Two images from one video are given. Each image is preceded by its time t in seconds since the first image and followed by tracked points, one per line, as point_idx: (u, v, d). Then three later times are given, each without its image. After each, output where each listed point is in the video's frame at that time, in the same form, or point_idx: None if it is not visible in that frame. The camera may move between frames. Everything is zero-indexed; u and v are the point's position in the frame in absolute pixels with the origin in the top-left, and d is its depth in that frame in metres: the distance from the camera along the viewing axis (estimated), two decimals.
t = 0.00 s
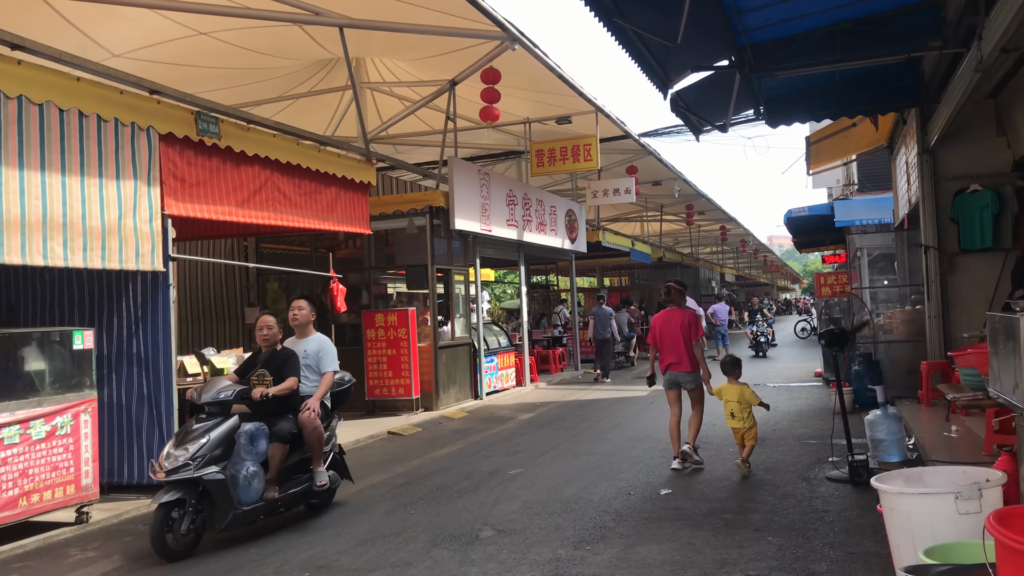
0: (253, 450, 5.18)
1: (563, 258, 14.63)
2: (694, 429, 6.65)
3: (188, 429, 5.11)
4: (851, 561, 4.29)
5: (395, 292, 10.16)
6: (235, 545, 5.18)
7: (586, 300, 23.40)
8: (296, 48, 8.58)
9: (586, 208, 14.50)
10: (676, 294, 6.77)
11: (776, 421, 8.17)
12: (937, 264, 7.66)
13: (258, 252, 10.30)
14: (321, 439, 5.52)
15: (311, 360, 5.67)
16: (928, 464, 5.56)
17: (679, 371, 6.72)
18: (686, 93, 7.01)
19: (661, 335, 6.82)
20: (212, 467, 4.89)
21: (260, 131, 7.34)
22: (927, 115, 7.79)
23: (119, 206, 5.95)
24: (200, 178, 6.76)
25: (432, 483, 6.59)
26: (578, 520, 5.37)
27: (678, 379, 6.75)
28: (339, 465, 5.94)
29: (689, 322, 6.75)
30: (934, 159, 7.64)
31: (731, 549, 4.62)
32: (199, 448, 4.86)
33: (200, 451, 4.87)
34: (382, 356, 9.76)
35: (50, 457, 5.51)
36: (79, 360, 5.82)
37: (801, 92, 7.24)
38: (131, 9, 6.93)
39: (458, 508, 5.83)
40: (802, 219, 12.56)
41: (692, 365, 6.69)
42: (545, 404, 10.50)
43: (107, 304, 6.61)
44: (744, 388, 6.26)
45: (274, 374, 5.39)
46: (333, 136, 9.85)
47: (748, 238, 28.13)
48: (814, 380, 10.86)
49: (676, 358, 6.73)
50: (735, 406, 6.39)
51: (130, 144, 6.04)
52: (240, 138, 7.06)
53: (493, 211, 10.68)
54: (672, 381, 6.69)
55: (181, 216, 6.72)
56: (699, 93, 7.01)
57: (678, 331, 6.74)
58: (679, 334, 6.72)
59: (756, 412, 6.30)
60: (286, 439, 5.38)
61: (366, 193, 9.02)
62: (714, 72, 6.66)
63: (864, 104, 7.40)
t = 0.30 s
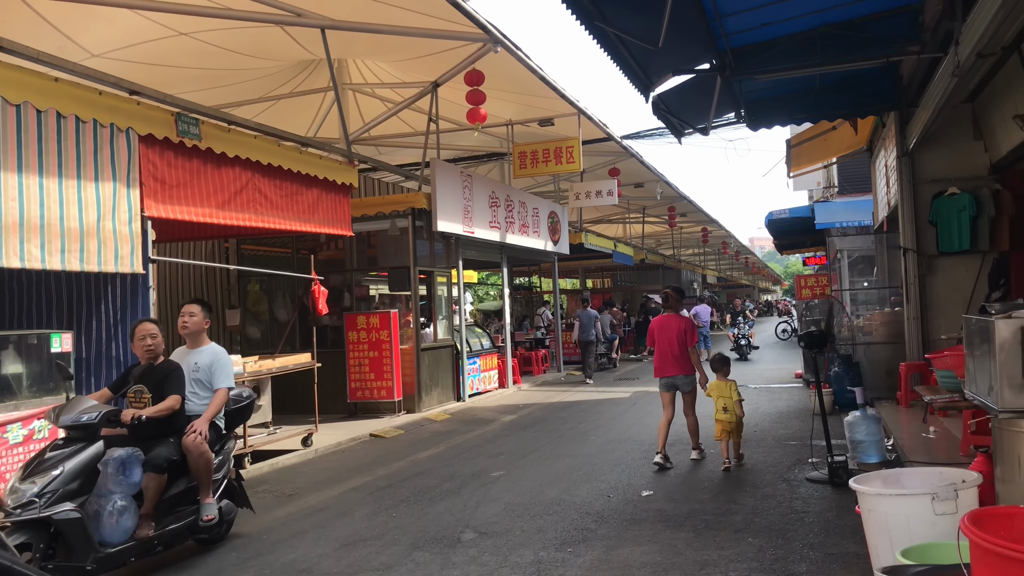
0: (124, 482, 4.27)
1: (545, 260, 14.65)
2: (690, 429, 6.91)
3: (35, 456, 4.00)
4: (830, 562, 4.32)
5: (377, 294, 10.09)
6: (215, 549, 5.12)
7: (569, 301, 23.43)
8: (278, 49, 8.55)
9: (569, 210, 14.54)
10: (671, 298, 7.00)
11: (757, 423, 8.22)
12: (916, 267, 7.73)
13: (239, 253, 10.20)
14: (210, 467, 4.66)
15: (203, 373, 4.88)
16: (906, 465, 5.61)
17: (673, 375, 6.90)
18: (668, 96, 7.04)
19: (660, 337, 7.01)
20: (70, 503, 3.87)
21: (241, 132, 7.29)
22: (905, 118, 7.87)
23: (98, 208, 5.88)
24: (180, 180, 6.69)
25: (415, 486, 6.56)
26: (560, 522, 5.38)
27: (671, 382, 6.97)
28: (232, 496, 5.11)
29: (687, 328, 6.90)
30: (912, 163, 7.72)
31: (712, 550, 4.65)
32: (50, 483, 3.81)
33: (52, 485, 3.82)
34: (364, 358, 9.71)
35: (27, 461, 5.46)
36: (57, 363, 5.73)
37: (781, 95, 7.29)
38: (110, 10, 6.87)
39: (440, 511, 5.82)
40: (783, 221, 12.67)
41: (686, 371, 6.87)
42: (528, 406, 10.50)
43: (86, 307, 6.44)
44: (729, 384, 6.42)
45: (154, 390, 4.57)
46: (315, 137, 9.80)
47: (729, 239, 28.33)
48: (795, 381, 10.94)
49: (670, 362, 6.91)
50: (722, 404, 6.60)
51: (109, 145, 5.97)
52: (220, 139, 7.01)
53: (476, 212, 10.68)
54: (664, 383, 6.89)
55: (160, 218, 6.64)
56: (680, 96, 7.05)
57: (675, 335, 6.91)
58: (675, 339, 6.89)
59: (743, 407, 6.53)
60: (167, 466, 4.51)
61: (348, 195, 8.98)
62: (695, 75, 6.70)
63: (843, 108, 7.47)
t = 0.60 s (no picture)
0: None
1: (531, 260, 14.66)
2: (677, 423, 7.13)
3: None
4: (812, 561, 4.36)
5: (362, 294, 10.10)
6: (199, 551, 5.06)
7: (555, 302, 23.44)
8: (262, 49, 8.51)
9: (554, 210, 14.56)
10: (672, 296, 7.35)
11: (741, 423, 8.27)
12: (898, 268, 7.80)
13: (223, 254, 10.12)
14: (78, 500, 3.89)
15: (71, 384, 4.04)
16: (888, 464, 5.66)
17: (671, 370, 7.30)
18: (652, 97, 7.07)
19: (660, 334, 7.40)
20: None
21: (225, 132, 7.25)
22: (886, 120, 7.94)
23: (80, 208, 5.81)
24: (163, 180, 6.64)
25: (400, 487, 6.54)
26: (544, 523, 5.38)
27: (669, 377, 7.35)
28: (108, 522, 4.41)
29: (685, 325, 7.30)
30: (894, 164, 7.80)
31: (695, 549, 4.67)
32: None
33: None
34: (349, 359, 9.68)
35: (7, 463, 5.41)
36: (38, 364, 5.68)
37: (765, 96, 7.34)
38: (92, 9, 6.80)
39: (425, 512, 5.80)
40: (767, 222, 12.76)
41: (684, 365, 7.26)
42: (513, 406, 10.51)
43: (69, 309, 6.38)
44: (717, 377, 6.66)
45: None
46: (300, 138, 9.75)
47: (713, 240, 28.48)
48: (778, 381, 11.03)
49: (670, 356, 7.31)
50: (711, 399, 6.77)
51: (91, 145, 5.91)
52: (204, 139, 6.97)
53: (461, 213, 10.67)
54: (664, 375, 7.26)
55: (143, 218, 6.59)
56: (664, 98, 7.08)
57: (674, 331, 7.31)
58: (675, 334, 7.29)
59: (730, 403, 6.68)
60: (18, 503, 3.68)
61: (333, 195, 8.94)
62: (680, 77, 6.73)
63: (826, 109, 7.53)
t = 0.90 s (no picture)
0: None
1: (519, 261, 14.66)
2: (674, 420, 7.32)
3: None
4: (799, 563, 4.39)
5: (350, 295, 10.11)
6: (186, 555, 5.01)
7: (543, 302, 23.46)
8: (250, 50, 8.46)
9: (542, 212, 14.56)
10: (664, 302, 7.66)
11: (728, 424, 8.31)
12: (883, 270, 7.86)
13: (210, 255, 10.05)
14: None
15: None
16: (874, 466, 5.71)
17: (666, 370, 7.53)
18: (640, 100, 7.08)
19: (654, 339, 7.62)
20: None
21: (212, 134, 7.20)
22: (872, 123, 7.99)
23: (66, 210, 5.76)
24: (150, 182, 6.58)
25: (388, 490, 6.51)
26: (532, 525, 5.38)
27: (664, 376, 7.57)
28: None
29: (678, 327, 7.52)
30: (880, 166, 7.86)
31: (683, 552, 4.69)
32: None
33: None
34: (337, 361, 9.66)
35: None
36: (23, 367, 5.62)
37: (752, 99, 7.38)
38: (77, 9, 6.74)
39: (413, 514, 5.79)
40: (755, 223, 12.84)
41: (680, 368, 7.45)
42: (501, 408, 10.52)
43: (54, 312, 6.31)
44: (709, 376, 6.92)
45: None
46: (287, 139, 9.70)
47: (701, 241, 28.62)
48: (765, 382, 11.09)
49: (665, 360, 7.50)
50: (704, 396, 7.12)
51: (77, 147, 5.85)
52: (191, 141, 6.92)
53: (449, 214, 10.65)
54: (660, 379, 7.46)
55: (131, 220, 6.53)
56: (652, 101, 7.10)
57: (667, 334, 7.52)
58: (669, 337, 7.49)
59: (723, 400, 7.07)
60: None
61: (321, 197, 8.90)
62: (667, 79, 6.75)
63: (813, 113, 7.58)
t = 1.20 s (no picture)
0: None
1: (510, 263, 14.66)
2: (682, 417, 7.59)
3: None
4: (791, 565, 4.41)
5: (340, 297, 10.20)
6: (177, 558, 4.98)
7: (535, 304, 23.46)
8: (241, 51, 8.43)
9: (533, 213, 14.56)
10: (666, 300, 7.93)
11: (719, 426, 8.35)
12: (873, 272, 7.92)
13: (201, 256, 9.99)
14: None
15: None
16: (865, 468, 5.74)
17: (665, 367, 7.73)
18: (633, 103, 7.09)
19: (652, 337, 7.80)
20: None
21: (204, 136, 7.16)
22: (863, 125, 8.02)
23: (56, 212, 5.71)
24: (141, 184, 6.54)
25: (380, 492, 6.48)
26: (524, 528, 5.38)
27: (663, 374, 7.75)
28: None
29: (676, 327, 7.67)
30: (870, 169, 7.91)
31: (675, 555, 4.70)
32: None
33: None
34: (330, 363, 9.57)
35: None
36: (14, 370, 5.56)
37: (743, 102, 7.41)
38: (67, 10, 6.69)
39: (406, 517, 5.78)
40: (745, 225, 12.89)
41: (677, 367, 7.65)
42: (493, 410, 10.52)
43: (44, 314, 6.27)
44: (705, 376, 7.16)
45: None
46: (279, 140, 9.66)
47: (692, 243, 28.71)
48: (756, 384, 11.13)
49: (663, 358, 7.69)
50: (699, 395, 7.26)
51: (68, 149, 5.80)
52: (182, 143, 6.88)
53: (441, 216, 10.63)
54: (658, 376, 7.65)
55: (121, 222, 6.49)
56: (644, 103, 7.11)
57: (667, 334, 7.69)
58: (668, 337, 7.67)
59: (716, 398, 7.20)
60: None
61: (312, 199, 8.87)
62: (659, 82, 6.77)
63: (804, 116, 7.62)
